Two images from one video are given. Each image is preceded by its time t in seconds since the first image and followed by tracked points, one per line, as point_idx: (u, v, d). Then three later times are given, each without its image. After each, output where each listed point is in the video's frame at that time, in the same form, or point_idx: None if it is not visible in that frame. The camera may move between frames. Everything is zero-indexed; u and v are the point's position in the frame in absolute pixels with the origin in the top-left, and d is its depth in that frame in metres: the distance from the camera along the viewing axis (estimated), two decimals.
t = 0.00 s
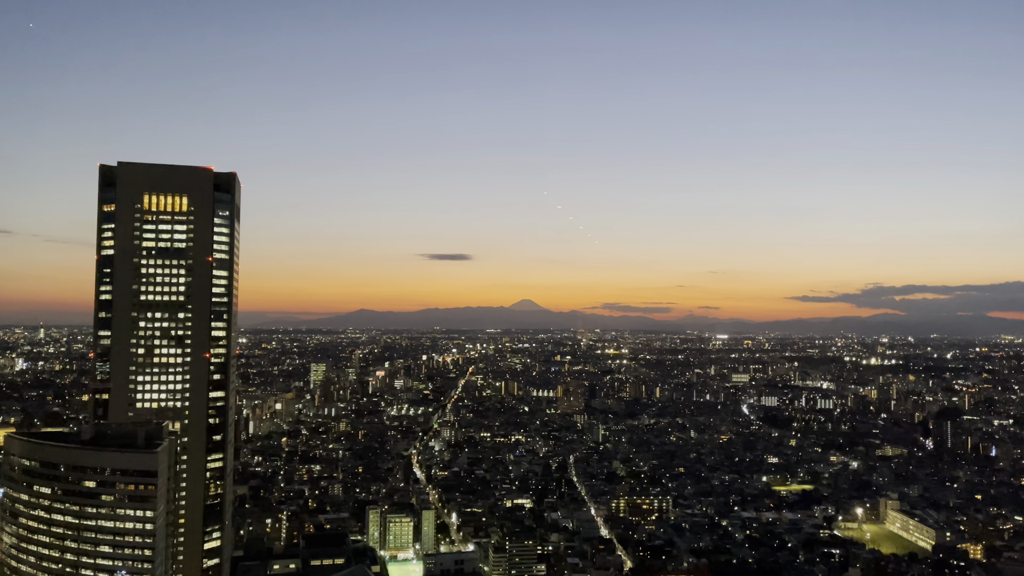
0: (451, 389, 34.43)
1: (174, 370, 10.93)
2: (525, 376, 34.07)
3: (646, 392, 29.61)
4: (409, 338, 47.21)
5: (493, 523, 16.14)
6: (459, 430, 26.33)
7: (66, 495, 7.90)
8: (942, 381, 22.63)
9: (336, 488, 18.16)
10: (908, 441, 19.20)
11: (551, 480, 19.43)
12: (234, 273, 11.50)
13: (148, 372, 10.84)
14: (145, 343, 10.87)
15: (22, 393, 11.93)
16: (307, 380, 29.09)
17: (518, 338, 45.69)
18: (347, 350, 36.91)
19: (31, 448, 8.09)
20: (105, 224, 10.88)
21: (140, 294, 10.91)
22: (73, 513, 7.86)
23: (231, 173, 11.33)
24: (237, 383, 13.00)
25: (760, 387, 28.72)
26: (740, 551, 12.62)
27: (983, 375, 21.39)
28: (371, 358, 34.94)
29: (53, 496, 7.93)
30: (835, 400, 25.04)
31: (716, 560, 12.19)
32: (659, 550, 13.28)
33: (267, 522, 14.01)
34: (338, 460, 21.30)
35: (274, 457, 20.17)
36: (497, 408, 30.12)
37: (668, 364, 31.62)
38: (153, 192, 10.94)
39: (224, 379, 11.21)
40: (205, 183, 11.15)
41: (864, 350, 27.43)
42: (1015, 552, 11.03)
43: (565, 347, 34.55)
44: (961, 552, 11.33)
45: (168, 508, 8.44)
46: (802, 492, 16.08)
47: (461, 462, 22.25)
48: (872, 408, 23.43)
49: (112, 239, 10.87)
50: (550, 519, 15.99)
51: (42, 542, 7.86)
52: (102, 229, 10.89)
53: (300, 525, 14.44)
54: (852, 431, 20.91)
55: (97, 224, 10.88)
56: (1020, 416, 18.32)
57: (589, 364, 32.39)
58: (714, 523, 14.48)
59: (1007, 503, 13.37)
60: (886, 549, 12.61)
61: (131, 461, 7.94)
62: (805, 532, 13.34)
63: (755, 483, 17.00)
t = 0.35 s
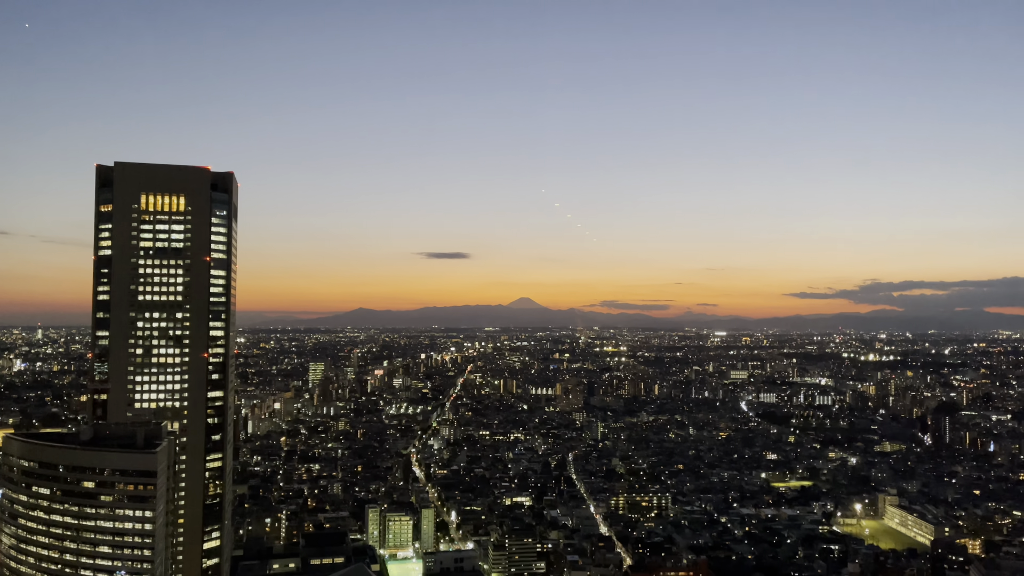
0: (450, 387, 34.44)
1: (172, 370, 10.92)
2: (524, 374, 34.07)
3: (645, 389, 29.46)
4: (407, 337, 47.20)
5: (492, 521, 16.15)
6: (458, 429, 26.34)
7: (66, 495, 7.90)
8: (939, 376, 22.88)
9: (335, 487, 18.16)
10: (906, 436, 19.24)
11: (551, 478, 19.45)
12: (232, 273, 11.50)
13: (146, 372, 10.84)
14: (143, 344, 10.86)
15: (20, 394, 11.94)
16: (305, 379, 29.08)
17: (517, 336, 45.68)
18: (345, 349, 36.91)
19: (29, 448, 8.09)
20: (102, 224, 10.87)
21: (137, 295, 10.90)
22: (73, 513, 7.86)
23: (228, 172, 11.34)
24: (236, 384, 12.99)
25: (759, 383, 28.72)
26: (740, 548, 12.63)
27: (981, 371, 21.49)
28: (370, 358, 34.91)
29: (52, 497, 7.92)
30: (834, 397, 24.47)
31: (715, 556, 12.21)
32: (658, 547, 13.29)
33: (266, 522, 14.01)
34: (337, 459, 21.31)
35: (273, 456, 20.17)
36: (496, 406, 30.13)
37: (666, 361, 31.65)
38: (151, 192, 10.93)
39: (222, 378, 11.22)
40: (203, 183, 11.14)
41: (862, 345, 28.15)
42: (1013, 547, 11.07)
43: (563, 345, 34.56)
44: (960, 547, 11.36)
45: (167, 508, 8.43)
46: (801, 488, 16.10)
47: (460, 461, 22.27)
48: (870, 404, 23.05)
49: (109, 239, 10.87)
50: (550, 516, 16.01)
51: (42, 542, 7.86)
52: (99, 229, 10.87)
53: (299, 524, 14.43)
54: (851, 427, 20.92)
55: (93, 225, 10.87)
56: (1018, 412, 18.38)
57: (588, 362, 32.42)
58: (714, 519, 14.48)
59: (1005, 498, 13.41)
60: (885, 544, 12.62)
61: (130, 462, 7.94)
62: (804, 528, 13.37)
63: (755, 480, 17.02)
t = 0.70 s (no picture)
0: (449, 386, 34.43)
1: (171, 371, 10.92)
2: (523, 372, 34.07)
3: (644, 387, 29.12)
4: (407, 336, 47.17)
5: (492, 520, 16.16)
6: (458, 428, 26.34)
7: (66, 496, 7.91)
8: (938, 372, 22.88)
9: (335, 487, 18.15)
10: (906, 433, 19.26)
11: (551, 477, 19.45)
12: (231, 273, 11.49)
13: (146, 372, 10.84)
14: (142, 344, 10.86)
15: (19, 394, 11.93)
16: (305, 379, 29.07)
17: (516, 335, 45.65)
18: (345, 349, 36.89)
19: (29, 449, 8.08)
20: (101, 224, 10.86)
21: (137, 295, 10.90)
22: (73, 514, 7.86)
23: (227, 172, 11.34)
24: (235, 384, 12.99)
25: (758, 380, 28.72)
26: (740, 546, 12.64)
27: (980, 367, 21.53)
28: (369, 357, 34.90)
29: (52, 497, 7.92)
30: (833, 394, 24.43)
31: (716, 554, 12.22)
32: (658, 545, 13.31)
33: (267, 522, 14.02)
34: (337, 458, 21.31)
35: (273, 456, 20.18)
36: (496, 405, 30.14)
37: (666, 360, 31.63)
38: (149, 192, 10.92)
39: (221, 379, 11.21)
40: (202, 183, 11.13)
41: (862, 342, 28.41)
42: (1013, 544, 11.08)
43: (563, 344, 34.56)
44: (960, 543, 11.39)
45: (166, 508, 8.43)
46: (801, 486, 16.11)
47: (460, 460, 22.29)
48: (870, 402, 23.02)
49: (108, 240, 10.86)
50: (550, 515, 16.03)
51: (42, 543, 7.85)
52: (98, 229, 10.86)
53: (299, 524, 14.44)
54: (850, 424, 20.93)
55: (92, 225, 10.85)
56: (1017, 408, 18.41)
57: (588, 360, 32.41)
58: (714, 517, 14.49)
59: (1005, 495, 13.43)
60: (885, 541, 12.63)
61: (129, 462, 7.94)
62: (804, 525, 13.38)
63: (755, 477, 17.03)
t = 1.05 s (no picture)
0: (449, 386, 34.42)
1: (172, 372, 10.92)
2: (523, 372, 34.05)
3: (644, 386, 29.08)
4: (407, 336, 47.15)
5: (493, 520, 16.16)
6: (458, 428, 26.34)
7: (66, 497, 7.91)
8: (938, 372, 22.88)
9: (335, 487, 18.14)
10: (906, 431, 19.26)
11: (551, 476, 19.45)
12: (231, 273, 11.49)
13: (146, 373, 10.84)
14: (142, 345, 10.86)
15: (19, 395, 11.92)
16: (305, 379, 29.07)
17: (517, 334, 45.63)
18: (345, 349, 36.88)
19: (29, 450, 8.08)
20: (101, 225, 10.86)
21: (137, 295, 10.90)
22: (74, 515, 7.86)
23: (226, 173, 11.34)
24: (235, 384, 13.00)
25: (758, 378, 28.67)
26: (740, 545, 12.64)
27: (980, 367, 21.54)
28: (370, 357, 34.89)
29: (53, 498, 7.93)
30: (833, 392, 24.43)
31: (716, 553, 12.23)
32: (659, 544, 13.31)
33: (267, 522, 14.02)
34: (337, 459, 21.31)
35: (273, 456, 20.19)
36: (496, 404, 30.14)
37: (666, 359, 31.58)
38: (149, 193, 10.92)
39: (221, 379, 11.21)
40: (202, 183, 11.13)
41: (862, 342, 28.44)
42: (1014, 542, 11.08)
43: (563, 344, 34.55)
44: (961, 542, 11.39)
45: (167, 509, 8.42)
46: (801, 485, 16.11)
47: (461, 459, 22.29)
48: (870, 401, 23.00)
49: (108, 240, 10.86)
50: (551, 514, 16.03)
51: (42, 544, 7.86)
52: (98, 230, 10.86)
53: (299, 524, 14.44)
54: (850, 423, 20.92)
55: (92, 226, 10.86)
56: (1017, 407, 18.41)
57: (588, 360, 32.41)
58: (714, 516, 14.50)
59: (1005, 493, 13.42)
60: (885, 540, 12.62)
61: (130, 463, 7.94)
62: (805, 524, 13.38)
63: (755, 476, 17.03)
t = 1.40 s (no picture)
0: (450, 387, 34.41)
1: (172, 373, 10.92)
2: (524, 372, 34.04)
3: (645, 387, 29.03)
4: (407, 336, 47.13)
5: (494, 520, 16.16)
6: (459, 428, 26.34)
7: (67, 498, 7.91)
8: (939, 372, 22.88)
9: (336, 488, 18.14)
10: (907, 431, 19.24)
11: (551, 477, 19.44)
12: (231, 274, 11.49)
13: (147, 374, 10.84)
14: (143, 346, 10.86)
15: (20, 396, 11.89)
16: (305, 381, 29.06)
17: (517, 335, 45.62)
18: (345, 350, 36.87)
19: (30, 451, 8.09)
20: (102, 226, 10.87)
21: (137, 296, 10.91)
22: (75, 516, 7.86)
23: (226, 173, 11.34)
24: (236, 385, 13.00)
25: (759, 378, 28.60)
26: (741, 545, 12.63)
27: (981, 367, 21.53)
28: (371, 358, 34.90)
29: (54, 500, 7.93)
30: (834, 392, 24.41)
31: (717, 553, 12.22)
32: (660, 544, 13.32)
33: (269, 523, 14.02)
34: (338, 459, 21.30)
35: (274, 457, 20.20)
36: (497, 405, 30.14)
37: (666, 359, 31.52)
38: (150, 194, 10.92)
39: (222, 380, 11.22)
40: (202, 184, 11.13)
41: (863, 342, 28.44)
42: (1015, 541, 11.07)
43: (563, 344, 34.54)
44: (962, 542, 11.39)
45: (167, 510, 8.43)
46: (802, 485, 16.09)
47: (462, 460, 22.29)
48: (871, 401, 22.96)
49: (109, 241, 10.86)
50: (551, 515, 16.04)
51: (44, 545, 7.86)
52: (98, 231, 10.87)
53: (300, 525, 14.44)
54: (851, 423, 20.90)
55: (92, 227, 10.86)
56: (1018, 407, 18.40)
57: (588, 360, 32.39)
58: (715, 516, 14.50)
59: (1006, 493, 13.43)
60: (886, 540, 12.61)
61: (130, 464, 7.94)
62: (806, 524, 13.37)
63: (756, 476, 17.01)
